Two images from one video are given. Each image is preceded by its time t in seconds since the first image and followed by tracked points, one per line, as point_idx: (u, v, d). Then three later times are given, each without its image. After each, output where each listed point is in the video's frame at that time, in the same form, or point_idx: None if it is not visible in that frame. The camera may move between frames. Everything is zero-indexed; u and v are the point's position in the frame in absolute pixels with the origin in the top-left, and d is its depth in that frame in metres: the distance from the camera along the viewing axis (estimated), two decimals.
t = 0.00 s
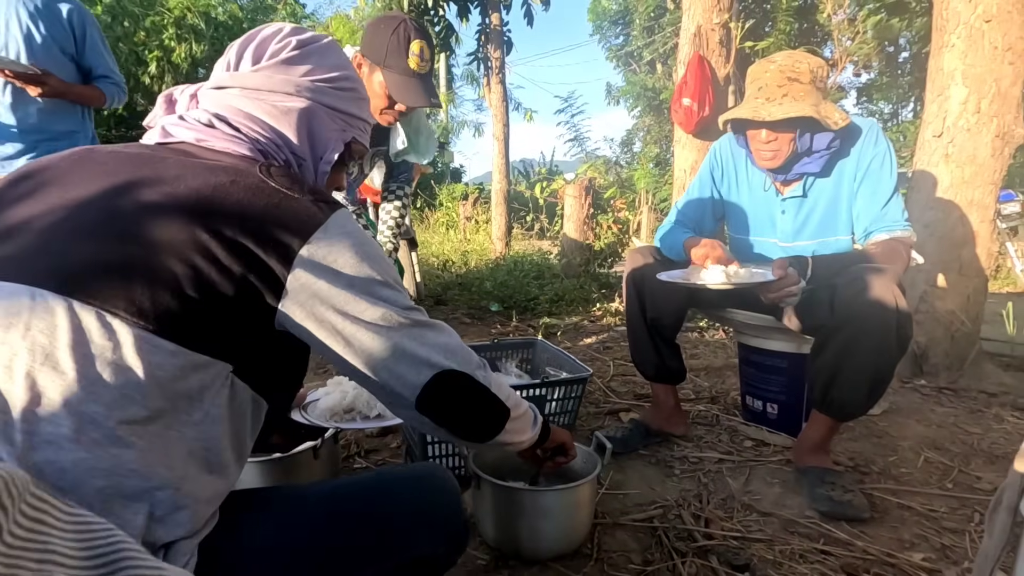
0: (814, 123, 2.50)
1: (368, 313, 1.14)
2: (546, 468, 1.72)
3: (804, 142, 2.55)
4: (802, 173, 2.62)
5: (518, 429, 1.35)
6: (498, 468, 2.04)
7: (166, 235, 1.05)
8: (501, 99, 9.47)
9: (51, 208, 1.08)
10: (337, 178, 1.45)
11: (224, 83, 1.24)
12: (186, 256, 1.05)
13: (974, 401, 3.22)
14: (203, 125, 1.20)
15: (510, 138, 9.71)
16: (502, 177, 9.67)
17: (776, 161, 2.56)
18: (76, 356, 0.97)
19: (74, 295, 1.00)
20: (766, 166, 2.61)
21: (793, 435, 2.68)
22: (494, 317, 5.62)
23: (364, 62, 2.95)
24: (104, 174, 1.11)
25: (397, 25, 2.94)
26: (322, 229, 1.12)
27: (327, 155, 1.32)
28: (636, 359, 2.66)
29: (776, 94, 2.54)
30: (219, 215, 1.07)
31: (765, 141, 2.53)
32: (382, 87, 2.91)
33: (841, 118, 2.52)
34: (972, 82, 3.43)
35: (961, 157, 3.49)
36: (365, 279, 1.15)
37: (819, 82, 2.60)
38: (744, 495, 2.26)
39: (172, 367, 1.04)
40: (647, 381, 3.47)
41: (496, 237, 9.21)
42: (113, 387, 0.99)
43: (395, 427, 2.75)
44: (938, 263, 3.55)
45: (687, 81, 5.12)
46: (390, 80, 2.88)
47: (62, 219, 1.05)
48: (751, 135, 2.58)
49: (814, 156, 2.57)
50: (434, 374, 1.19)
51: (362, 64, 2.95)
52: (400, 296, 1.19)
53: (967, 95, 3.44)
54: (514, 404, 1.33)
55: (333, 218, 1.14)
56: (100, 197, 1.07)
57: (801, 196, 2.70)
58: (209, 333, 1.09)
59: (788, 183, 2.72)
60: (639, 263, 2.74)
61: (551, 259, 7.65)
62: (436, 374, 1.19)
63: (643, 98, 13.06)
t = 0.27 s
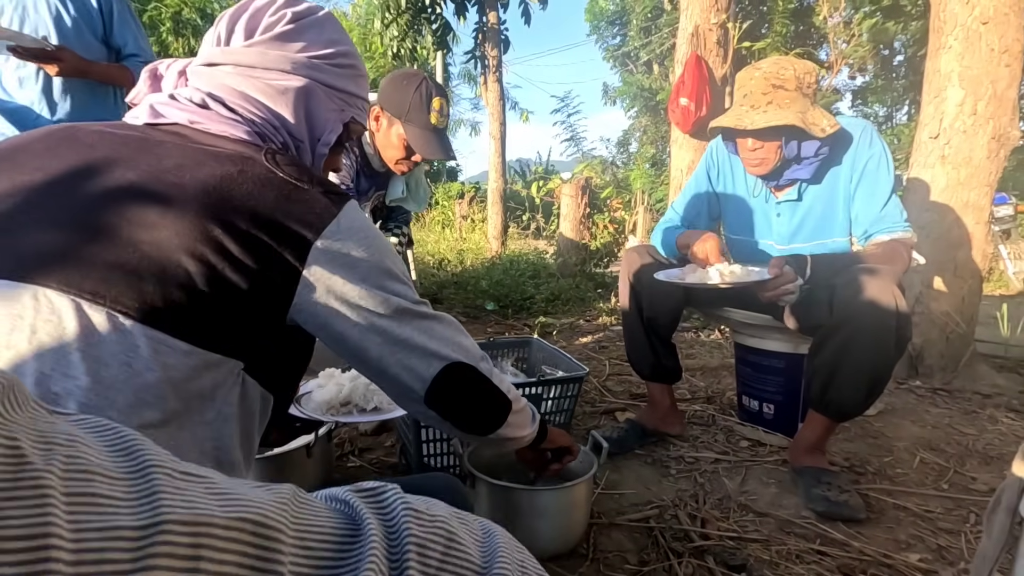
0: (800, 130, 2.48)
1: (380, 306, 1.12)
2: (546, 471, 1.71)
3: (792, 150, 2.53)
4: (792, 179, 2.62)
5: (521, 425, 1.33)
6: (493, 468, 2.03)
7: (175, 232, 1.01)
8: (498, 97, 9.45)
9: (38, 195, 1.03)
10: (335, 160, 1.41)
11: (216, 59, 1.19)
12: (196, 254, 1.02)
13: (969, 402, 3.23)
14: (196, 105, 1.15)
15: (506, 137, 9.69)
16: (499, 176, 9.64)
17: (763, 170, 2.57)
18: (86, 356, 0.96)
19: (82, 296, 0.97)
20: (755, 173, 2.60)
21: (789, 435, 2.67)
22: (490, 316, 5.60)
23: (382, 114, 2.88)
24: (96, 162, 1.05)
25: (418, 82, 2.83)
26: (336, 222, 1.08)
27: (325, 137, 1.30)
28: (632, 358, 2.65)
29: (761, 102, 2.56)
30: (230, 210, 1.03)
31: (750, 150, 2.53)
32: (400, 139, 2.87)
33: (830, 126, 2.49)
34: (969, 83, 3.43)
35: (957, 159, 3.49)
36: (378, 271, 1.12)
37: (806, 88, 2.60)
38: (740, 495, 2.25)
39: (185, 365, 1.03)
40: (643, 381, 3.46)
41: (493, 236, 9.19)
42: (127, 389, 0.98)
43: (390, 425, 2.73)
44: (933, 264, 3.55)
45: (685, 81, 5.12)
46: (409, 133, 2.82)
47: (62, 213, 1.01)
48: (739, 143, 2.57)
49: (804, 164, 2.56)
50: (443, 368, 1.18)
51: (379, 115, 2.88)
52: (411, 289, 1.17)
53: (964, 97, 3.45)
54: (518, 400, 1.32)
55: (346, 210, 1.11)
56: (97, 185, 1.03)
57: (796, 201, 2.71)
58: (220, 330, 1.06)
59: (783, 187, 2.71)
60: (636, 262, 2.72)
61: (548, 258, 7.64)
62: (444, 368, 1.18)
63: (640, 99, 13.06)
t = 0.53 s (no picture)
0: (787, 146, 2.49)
1: (394, 296, 1.09)
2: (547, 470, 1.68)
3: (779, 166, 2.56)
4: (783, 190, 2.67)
5: (523, 421, 1.28)
6: (487, 465, 1.99)
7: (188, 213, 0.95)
8: (494, 95, 9.42)
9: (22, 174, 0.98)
10: (337, 144, 1.37)
11: (218, 30, 1.13)
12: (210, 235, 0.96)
13: (963, 402, 3.23)
14: (195, 79, 1.09)
15: (501, 135, 9.66)
16: (494, 174, 9.60)
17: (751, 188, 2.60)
18: (92, 350, 0.88)
19: (86, 286, 0.90)
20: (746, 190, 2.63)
21: (785, 434, 2.65)
22: (484, 314, 5.56)
23: (388, 130, 2.86)
24: (79, 135, 0.99)
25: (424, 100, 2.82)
26: (349, 206, 1.05)
27: (331, 118, 1.25)
28: (627, 353, 2.62)
29: (745, 119, 2.55)
30: (246, 187, 0.98)
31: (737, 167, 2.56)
32: (405, 155, 2.83)
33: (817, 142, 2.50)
34: (965, 84, 3.44)
35: (953, 159, 3.49)
36: (390, 259, 1.10)
37: (790, 102, 2.58)
38: (737, 493, 2.22)
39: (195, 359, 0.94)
40: (638, 379, 3.44)
41: (487, 234, 9.16)
42: (136, 383, 0.89)
43: (382, 422, 2.68)
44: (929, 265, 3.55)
45: (681, 79, 5.11)
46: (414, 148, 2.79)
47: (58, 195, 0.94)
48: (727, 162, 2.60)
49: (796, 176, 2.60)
50: (455, 360, 1.15)
51: (385, 131, 2.88)
52: (421, 280, 1.15)
53: (960, 97, 3.45)
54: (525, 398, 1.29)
55: (359, 196, 1.08)
56: (84, 167, 0.96)
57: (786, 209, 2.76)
58: (234, 320, 0.98)
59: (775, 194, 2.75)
60: (632, 254, 2.67)
61: (542, 256, 7.62)
62: (456, 362, 1.15)
63: (634, 99, 13.06)
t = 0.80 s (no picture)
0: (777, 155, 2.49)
1: (397, 294, 1.07)
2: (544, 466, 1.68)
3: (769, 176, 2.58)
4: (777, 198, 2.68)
5: (518, 421, 1.27)
6: (484, 463, 1.98)
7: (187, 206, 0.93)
8: (491, 93, 9.40)
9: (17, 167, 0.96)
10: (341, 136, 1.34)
11: (221, 17, 1.10)
12: (210, 231, 0.95)
13: (957, 401, 3.24)
14: (197, 67, 1.07)
15: (499, 133, 9.65)
16: (491, 171, 9.59)
17: (744, 199, 2.61)
18: (89, 346, 0.87)
19: (84, 279, 0.89)
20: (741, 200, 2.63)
21: (782, 432, 2.65)
22: (480, 312, 5.55)
23: (379, 134, 2.83)
24: (75, 126, 0.97)
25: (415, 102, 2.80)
26: (353, 203, 1.03)
27: (335, 109, 1.23)
28: (623, 351, 2.62)
29: (734, 128, 2.57)
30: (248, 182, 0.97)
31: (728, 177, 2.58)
32: (397, 157, 2.80)
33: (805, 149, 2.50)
34: (962, 84, 3.44)
35: (949, 159, 3.50)
36: (394, 256, 1.08)
37: (779, 109, 2.57)
38: (733, 492, 2.23)
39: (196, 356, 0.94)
40: (635, 377, 3.43)
41: (484, 232, 9.15)
42: (136, 381, 0.89)
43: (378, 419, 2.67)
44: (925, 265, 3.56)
45: (679, 78, 5.11)
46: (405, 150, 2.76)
47: (54, 188, 0.93)
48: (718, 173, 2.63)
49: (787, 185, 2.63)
50: (456, 360, 1.14)
51: (376, 134, 2.84)
52: (424, 278, 1.13)
53: (957, 97, 3.45)
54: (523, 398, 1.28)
55: (364, 192, 1.06)
56: (81, 159, 0.94)
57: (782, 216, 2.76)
58: (233, 316, 0.98)
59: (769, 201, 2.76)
60: (630, 253, 2.67)
61: (538, 254, 7.62)
62: (456, 361, 1.14)
63: (632, 98, 13.05)
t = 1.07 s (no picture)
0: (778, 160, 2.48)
1: (396, 288, 1.06)
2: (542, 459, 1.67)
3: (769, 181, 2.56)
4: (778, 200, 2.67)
5: (522, 414, 1.27)
6: (480, 461, 1.99)
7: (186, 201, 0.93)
8: (489, 90, 9.38)
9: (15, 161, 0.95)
10: (337, 128, 1.35)
11: (215, 7, 1.09)
12: (209, 226, 0.94)
13: (952, 401, 3.25)
14: (192, 59, 1.06)
15: (496, 131, 9.64)
16: (488, 170, 9.58)
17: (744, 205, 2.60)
18: (88, 343, 0.86)
19: (81, 275, 0.88)
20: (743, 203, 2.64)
21: (778, 431, 2.66)
22: (477, 310, 5.55)
23: (358, 142, 2.85)
24: (73, 119, 0.96)
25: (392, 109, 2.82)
26: (350, 196, 1.02)
27: (332, 101, 1.24)
28: (620, 351, 2.62)
29: (735, 132, 2.56)
30: (248, 176, 0.96)
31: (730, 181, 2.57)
32: (374, 165, 2.79)
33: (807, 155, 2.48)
34: (959, 85, 3.45)
35: (945, 160, 3.51)
36: (392, 249, 1.06)
37: (781, 114, 2.56)
38: (729, 490, 2.23)
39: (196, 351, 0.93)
40: (631, 376, 3.44)
41: (481, 230, 9.15)
42: (135, 376, 0.88)
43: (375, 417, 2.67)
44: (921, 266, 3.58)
45: (677, 77, 5.11)
46: (382, 158, 2.76)
47: (53, 182, 0.92)
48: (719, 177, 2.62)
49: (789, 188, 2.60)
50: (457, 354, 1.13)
51: (355, 143, 2.87)
52: (422, 272, 1.12)
53: (954, 98, 3.47)
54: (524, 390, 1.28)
55: (360, 185, 1.04)
56: (79, 153, 0.93)
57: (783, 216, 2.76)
58: (233, 312, 0.97)
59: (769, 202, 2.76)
60: (629, 251, 2.67)
61: (535, 253, 7.62)
62: (456, 355, 1.13)
63: (630, 97, 13.05)
